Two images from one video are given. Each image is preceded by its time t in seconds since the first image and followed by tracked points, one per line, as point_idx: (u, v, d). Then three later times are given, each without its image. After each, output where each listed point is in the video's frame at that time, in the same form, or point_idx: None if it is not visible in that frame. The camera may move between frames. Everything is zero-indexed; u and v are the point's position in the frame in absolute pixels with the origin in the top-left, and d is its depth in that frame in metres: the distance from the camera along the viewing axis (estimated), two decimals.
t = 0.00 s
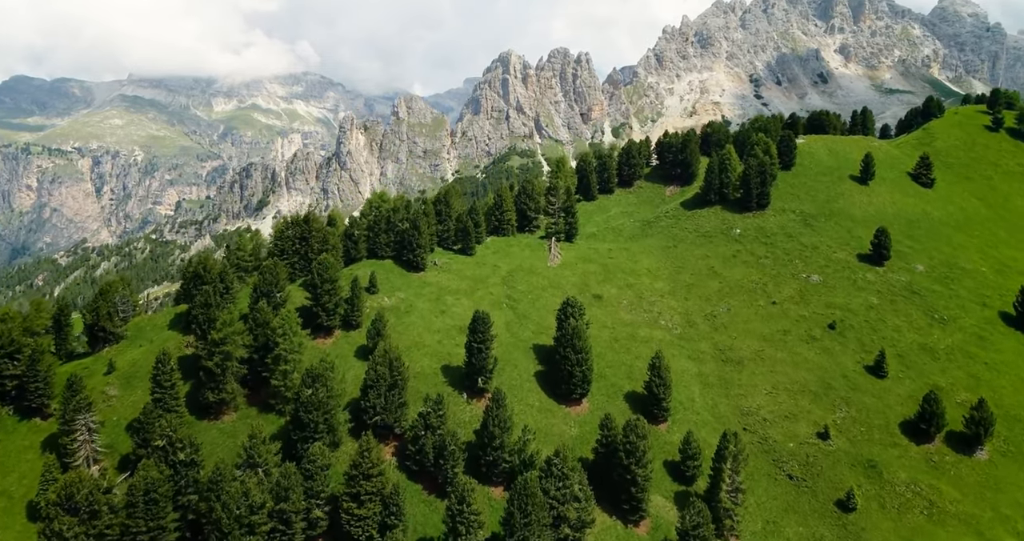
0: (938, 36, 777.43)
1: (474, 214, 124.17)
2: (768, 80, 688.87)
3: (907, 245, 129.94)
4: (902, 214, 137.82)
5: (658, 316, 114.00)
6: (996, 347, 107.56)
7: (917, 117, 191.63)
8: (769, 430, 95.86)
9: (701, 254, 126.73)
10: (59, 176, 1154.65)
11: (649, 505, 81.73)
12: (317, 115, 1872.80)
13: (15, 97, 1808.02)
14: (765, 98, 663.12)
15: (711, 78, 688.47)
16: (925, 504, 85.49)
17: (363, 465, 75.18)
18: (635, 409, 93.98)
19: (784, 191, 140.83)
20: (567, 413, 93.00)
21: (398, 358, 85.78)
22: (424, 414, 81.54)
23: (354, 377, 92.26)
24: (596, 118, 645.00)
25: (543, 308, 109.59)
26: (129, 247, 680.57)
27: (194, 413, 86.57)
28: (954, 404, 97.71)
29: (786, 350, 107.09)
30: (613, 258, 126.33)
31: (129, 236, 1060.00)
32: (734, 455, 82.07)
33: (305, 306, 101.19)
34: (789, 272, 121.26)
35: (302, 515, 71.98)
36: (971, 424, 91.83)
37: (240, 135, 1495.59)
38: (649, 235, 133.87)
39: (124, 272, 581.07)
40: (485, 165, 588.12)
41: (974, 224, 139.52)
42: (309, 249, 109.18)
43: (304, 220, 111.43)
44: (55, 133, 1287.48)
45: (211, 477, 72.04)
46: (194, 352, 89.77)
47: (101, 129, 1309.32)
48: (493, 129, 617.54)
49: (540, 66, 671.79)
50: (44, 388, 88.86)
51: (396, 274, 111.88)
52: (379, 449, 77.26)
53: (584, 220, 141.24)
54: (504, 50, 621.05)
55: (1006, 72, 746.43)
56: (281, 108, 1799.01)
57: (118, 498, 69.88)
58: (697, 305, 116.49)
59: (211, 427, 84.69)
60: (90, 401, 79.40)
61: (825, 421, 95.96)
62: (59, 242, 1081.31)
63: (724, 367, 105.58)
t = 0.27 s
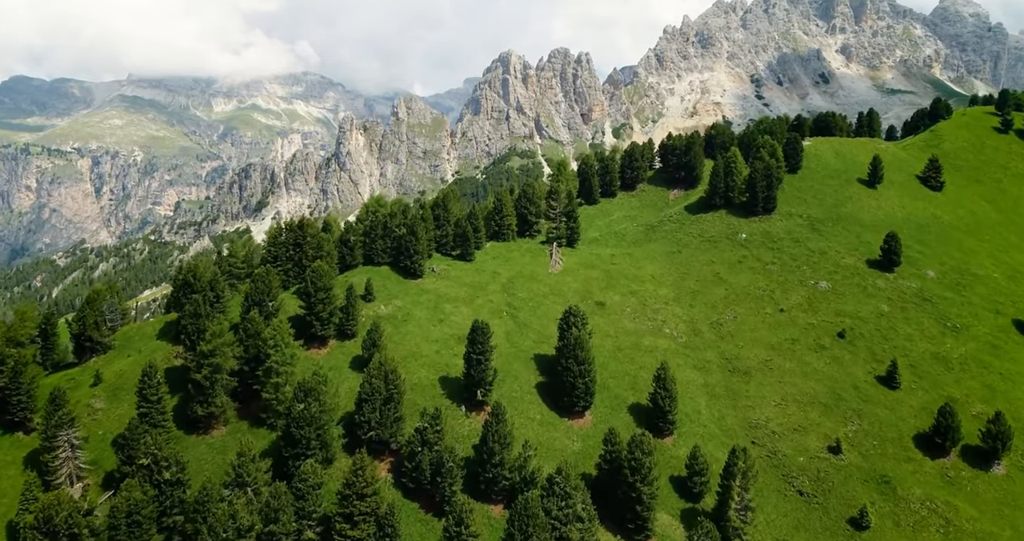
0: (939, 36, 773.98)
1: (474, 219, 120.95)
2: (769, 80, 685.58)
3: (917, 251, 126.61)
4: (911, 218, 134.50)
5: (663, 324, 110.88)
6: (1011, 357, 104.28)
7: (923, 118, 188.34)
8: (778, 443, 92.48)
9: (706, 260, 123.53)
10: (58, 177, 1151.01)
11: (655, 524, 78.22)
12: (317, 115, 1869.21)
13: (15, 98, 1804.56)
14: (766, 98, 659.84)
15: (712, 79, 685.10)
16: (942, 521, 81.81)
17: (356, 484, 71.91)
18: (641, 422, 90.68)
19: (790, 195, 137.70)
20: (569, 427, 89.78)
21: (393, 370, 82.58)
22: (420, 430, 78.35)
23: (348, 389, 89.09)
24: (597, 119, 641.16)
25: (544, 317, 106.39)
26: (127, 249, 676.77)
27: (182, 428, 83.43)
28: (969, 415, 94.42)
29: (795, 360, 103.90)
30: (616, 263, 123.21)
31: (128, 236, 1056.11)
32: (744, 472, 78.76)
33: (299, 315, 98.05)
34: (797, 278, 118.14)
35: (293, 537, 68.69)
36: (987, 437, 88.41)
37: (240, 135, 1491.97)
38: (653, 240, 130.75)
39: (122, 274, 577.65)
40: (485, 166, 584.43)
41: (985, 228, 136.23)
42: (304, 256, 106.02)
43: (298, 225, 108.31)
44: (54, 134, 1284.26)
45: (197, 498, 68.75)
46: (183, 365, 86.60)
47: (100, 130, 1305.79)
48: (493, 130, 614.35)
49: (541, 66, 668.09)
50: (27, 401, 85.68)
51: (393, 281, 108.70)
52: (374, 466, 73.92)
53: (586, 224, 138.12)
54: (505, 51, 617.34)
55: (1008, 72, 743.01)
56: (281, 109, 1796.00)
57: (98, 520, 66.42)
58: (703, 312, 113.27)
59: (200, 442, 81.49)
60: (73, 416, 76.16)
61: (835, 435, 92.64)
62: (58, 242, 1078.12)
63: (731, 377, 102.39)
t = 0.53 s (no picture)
0: (941, 36, 769.91)
1: (473, 224, 117.93)
2: (771, 81, 681.73)
3: (928, 256, 123.19)
4: (921, 222, 131.20)
5: (668, 333, 107.70)
6: None
7: (931, 120, 184.80)
8: (788, 458, 89.16)
9: (712, 266, 120.44)
10: (58, 177, 1147.97)
11: None
12: (317, 115, 1865.42)
13: (15, 97, 1802.22)
14: (768, 99, 656.42)
15: (713, 79, 681.54)
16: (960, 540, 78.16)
17: (350, 504, 68.58)
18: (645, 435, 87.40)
19: (798, 198, 134.44)
20: (572, 441, 86.60)
21: (389, 384, 79.55)
22: (417, 446, 75.01)
23: (343, 402, 86.09)
24: (597, 119, 637.05)
25: (546, 326, 103.21)
26: (126, 249, 673.58)
27: (170, 443, 80.32)
28: (985, 429, 90.94)
29: (804, 370, 100.75)
30: (619, 269, 120.04)
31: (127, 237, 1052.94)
32: (754, 490, 75.66)
33: (292, 325, 95.08)
34: (805, 285, 114.96)
35: None
36: (1005, 452, 84.94)
37: (240, 136, 1488.39)
38: (657, 245, 127.61)
39: (120, 275, 574.53)
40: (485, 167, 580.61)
41: (997, 233, 132.64)
42: (298, 262, 102.95)
43: (292, 231, 105.21)
44: (54, 134, 1281.71)
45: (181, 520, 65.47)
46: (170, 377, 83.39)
47: (100, 130, 1302.87)
48: (493, 130, 610.87)
49: (541, 66, 664.29)
50: (9, 415, 82.52)
51: (390, 289, 105.53)
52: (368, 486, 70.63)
53: (588, 229, 135.02)
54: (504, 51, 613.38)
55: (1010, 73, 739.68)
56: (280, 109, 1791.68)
57: None
58: (708, 321, 110.14)
59: (188, 458, 78.40)
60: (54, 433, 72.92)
61: (847, 449, 89.23)
62: (58, 243, 1075.52)
63: (738, 388, 99.26)
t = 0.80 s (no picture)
0: (943, 36, 765.94)
1: (472, 229, 114.85)
2: (772, 81, 678.42)
3: (939, 262, 119.72)
4: (932, 227, 127.80)
5: (673, 342, 104.58)
6: None
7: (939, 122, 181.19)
8: (799, 473, 85.70)
9: (717, 273, 117.34)
10: (57, 177, 1145.11)
11: None
12: (317, 115, 1861.74)
13: (14, 98, 1798.75)
14: (769, 99, 653.17)
15: (714, 79, 677.99)
16: None
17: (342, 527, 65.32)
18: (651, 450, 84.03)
19: (805, 202, 131.23)
20: (574, 456, 83.40)
21: (384, 398, 76.40)
22: (413, 465, 71.73)
23: (337, 416, 82.97)
24: (598, 119, 632.63)
25: (547, 336, 100.07)
26: (125, 251, 669.94)
27: (157, 460, 77.17)
28: (1003, 443, 87.27)
29: (814, 381, 97.55)
30: (622, 276, 116.89)
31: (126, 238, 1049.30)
32: (765, 510, 72.37)
33: (285, 335, 91.93)
34: (814, 292, 111.77)
35: None
36: None
37: (240, 136, 1484.59)
38: (661, 251, 124.47)
39: (119, 277, 570.86)
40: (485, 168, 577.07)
41: (1010, 237, 128.93)
42: (292, 270, 99.89)
43: (286, 237, 102.03)
44: (53, 134, 1278.63)
45: None
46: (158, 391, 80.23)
47: (99, 130, 1299.37)
48: (493, 131, 607.40)
49: (541, 66, 660.52)
50: None
51: (387, 297, 102.36)
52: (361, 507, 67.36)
53: (590, 234, 131.89)
54: (505, 51, 609.62)
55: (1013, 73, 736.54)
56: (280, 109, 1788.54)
57: None
58: (714, 329, 107.04)
59: (175, 476, 75.19)
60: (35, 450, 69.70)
61: (859, 464, 85.79)
62: (57, 244, 1072.05)
63: (746, 400, 96.10)
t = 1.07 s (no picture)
0: (945, 36, 763.42)
1: (472, 234, 111.71)
2: (773, 82, 675.47)
3: (950, 268, 116.34)
4: (943, 232, 124.55)
5: (678, 352, 101.53)
6: None
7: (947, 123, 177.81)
8: (811, 490, 82.14)
9: (722, 279, 114.28)
10: (56, 178, 1142.43)
11: None
12: (316, 115, 1859.10)
13: (14, 98, 1795.02)
14: (770, 100, 650.30)
15: (715, 79, 674.66)
16: None
17: None
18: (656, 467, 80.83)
19: (813, 207, 128.04)
20: (577, 472, 80.12)
21: (379, 413, 73.18)
22: (409, 484, 68.40)
23: (331, 431, 79.78)
24: (598, 120, 628.73)
25: (549, 346, 96.96)
26: (123, 252, 666.11)
27: (143, 478, 74.08)
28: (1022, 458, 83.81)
29: (824, 392, 94.41)
30: (626, 282, 113.71)
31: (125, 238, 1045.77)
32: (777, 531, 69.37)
33: (277, 346, 88.93)
34: (822, 300, 108.57)
35: None
36: None
37: (240, 136, 1481.74)
38: (665, 256, 121.43)
39: (117, 279, 567.78)
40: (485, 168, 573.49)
41: None
42: (285, 277, 96.68)
43: (280, 243, 99.01)
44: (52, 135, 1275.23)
45: None
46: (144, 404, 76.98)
47: (98, 130, 1295.91)
48: (493, 132, 603.93)
49: (541, 67, 656.76)
50: None
51: (383, 305, 99.22)
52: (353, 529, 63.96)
53: (592, 239, 128.92)
54: (505, 51, 606.16)
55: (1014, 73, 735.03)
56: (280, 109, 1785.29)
57: None
58: (721, 338, 103.91)
59: (160, 495, 72.17)
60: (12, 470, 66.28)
61: (873, 480, 82.28)
62: (56, 245, 1069.10)
63: (754, 412, 92.89)
